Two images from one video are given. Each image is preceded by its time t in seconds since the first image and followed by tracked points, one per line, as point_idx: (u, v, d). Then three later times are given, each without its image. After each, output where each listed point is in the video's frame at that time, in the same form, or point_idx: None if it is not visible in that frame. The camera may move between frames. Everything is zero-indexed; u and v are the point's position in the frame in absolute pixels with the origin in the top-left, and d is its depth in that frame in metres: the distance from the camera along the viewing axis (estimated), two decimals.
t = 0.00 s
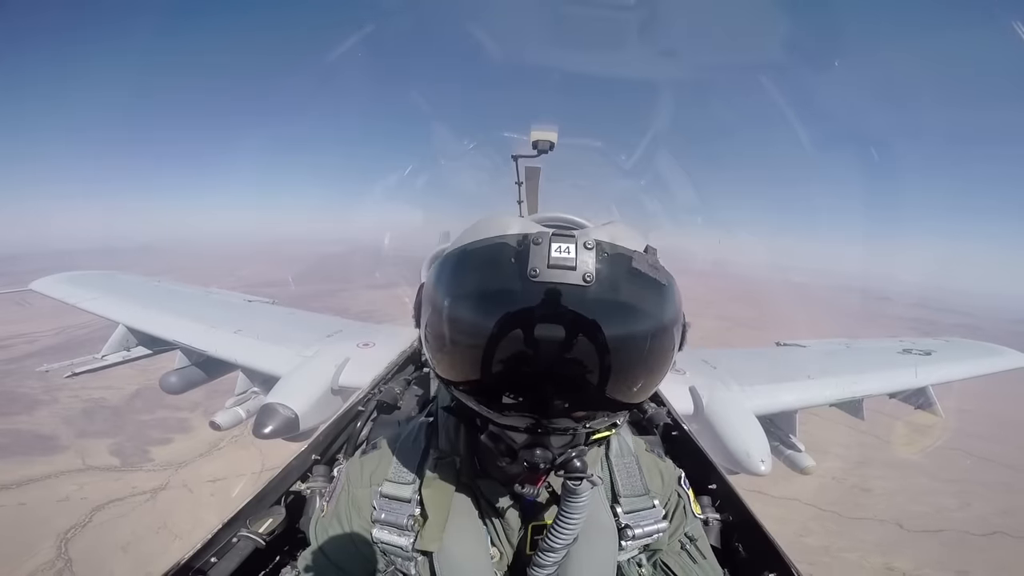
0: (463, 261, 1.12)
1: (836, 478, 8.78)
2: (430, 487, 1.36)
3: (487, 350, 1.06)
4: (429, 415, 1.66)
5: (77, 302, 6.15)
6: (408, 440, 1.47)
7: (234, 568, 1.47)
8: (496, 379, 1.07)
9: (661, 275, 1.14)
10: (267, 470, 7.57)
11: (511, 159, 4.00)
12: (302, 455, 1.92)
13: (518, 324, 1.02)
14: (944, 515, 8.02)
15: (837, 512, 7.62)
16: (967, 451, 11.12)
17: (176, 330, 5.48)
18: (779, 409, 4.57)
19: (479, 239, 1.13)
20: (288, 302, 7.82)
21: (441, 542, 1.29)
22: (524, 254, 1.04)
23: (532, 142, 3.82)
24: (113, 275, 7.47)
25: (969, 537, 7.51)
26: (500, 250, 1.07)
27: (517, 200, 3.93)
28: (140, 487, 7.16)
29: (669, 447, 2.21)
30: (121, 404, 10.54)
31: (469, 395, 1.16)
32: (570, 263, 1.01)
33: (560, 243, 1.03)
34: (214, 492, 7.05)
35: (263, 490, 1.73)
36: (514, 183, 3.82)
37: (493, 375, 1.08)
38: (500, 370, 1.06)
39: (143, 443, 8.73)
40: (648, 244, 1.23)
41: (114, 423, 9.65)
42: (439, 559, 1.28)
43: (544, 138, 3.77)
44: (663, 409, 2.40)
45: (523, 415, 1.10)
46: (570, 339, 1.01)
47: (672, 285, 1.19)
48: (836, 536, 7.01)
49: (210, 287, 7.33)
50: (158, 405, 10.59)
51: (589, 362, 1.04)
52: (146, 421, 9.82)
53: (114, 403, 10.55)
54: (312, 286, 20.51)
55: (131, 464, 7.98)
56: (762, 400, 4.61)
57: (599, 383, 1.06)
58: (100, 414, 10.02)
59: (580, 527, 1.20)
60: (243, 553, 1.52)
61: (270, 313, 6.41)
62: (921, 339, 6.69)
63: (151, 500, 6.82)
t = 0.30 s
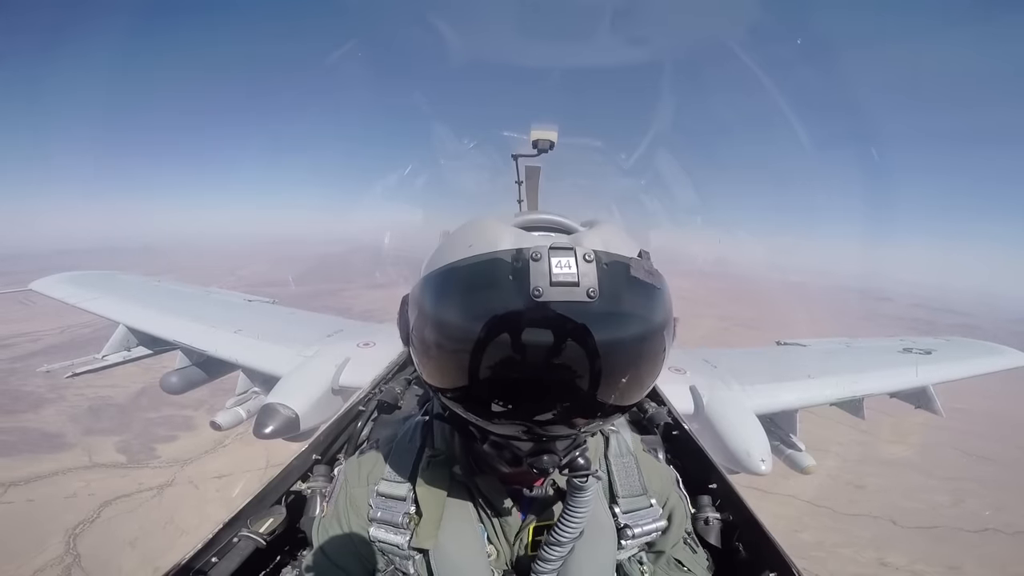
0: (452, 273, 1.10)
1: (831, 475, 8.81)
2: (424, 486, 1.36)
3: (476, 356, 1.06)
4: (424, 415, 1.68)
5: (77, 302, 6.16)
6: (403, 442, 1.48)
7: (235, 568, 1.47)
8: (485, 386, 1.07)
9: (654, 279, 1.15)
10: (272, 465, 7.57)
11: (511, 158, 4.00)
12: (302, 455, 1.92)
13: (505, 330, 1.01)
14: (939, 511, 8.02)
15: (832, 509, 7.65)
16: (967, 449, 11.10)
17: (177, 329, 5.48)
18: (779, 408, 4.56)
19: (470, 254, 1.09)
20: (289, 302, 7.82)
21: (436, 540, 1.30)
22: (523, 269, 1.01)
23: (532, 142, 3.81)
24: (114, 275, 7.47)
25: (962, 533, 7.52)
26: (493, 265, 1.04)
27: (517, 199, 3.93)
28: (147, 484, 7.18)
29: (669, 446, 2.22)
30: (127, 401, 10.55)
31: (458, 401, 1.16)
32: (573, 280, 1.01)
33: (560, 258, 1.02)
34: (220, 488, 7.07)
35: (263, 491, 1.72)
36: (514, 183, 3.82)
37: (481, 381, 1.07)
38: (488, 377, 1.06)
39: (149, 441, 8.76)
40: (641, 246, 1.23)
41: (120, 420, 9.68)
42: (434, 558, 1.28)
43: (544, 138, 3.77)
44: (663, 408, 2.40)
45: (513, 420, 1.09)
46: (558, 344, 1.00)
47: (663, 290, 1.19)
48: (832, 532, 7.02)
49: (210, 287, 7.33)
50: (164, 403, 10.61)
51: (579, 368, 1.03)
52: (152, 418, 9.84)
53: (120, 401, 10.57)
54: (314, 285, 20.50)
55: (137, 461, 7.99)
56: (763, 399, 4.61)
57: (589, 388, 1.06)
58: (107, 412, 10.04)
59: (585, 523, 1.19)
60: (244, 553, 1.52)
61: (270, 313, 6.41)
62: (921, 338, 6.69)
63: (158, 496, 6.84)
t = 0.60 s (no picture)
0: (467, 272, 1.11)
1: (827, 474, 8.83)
2: (426, 488, 1.36)
3: (486, 355, 1.06)
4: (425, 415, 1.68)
5: (78, 302, 6.16)
6: (404, 442, 1.49)
7: (234, 568, 1.47)
8: (495, 384, 1.07)
9: (668, 278, 1.18)
10: (276, 462, 7.58)
11: (511, 159, 4.01)
12: (302, 455, 1.91)
13: (516, 329, 1.01)
14: (930, 510, 8.01)
15: (827, 506, 7.66)
16: (966, 449, 11.09)
17: (177, 329, 5.48)
18: (779, 409, 4.56)
19: (489, 254, 1.08)
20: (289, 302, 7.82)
21: (440, 541, 1.30)
22: (551, 268, 1.02)
23: (532, 142, 3.82)
24: (114, 275, 7.47)
25: (954, 530, 7.50)
26: (516, 266, 1.03)
27: (517, 200, 3.94)
28: (153, 480, 7.19)
29: (669, 447, 2.22)
30: (131, 399, 10.55)
31: (467, 398, 1.16)
32: (599, 277, 1.03)
33: (584, 257, 1.04)
34: (225, 483, 7.07)
35: (262, 490, 1.72)
36: (514, 183, 3.83)
37: (490, 379, 1.07)
38: (499, 375, 1.06)
39: (154, 438, 8.77)
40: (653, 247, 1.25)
41: (125, 417, 9.68)
42: (438, 558, 1.28)
43: (544, 139, 3.78)
44: (663, 409, 2.40)
45: (521, 418, 1.09)
46: (567, 343, 1.00)
47: (675, 289, 1.21)
48: (826, 529, 7.03)
49: (210, 287, 7.33)
50: (168, 401, 10.61)
51: (588, 366, 1.03)
52: (156, 416, 9.85)
53: (124, 399, 10.57)
54: (316, 285, 20.49)
55: (142, 457, 8.00)
56: (762, 400, 4.61)
57: (598, 387, 1.06)
58: (111, 409, 10.05)
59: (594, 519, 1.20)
60: (243, 553, 1.52)
61: (270, 313, 6.41)
62: (921, 339, 6.69)
63: (163, 492, 6.85)
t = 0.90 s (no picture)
0: (511, 275, 1.11)
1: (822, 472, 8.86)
2: (426, 487, 1.35)
3: (519, 351, 1.07)
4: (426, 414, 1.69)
5: (77, 302, 6.15)
6: (405, 441, 1.49)
7: (235, 569, 1.47)
8: (526, 379, 1.08)
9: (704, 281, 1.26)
10: (279, 459, 7.59)
11: (511, 158, 4.00)
12: (302, 455, 1.91)
13: (550, 327, 1.03)
14: (924, 508, 8.01)
15: (822, 503, 7.67)
16: (964, 448, 11.08)
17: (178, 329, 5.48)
18: (779, 408, 4.57)
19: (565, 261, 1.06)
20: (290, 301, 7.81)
21: (440, 540, 1.29)
22: (651, 268, 1.06)
23: (532, 142, 3.81)
24: (114, 275, 7.46)
25: (947, 527, 7.50)
26: (602, 272, 1.02)
27: (518, 199, 3.94)
28: (158, 475, 7.19)
29: (669, 446, 2.23)
30: (134, 396, 10.55)
31: (494, 393, 1.16)
32: (683, 277, 1.10)
33: (669, 259, 1.11)
34: (229, 479, 7.07)
35: (263, 490, 1.72)
36: (514, 183, 3.82)
37: (523, 374, 1.08)
38: (530, 371, 1.07)
39: (158, 435, 8.77)
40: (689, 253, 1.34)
41: (129, 414, 9.68)
42: (439, 557, 1.28)
43: (544, 138, 3.77)
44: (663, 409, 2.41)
45: (545, 413, 1.10)
46: (600, 341, 1.02)
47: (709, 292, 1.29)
48: (821, 525, 7.04)
49: (210, 286, 7.31)
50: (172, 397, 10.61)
51: (618, 364, 1.03)
52: (160, 413, 9.85)
53: (128, 396, 10.57)
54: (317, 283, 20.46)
55: (147, 453, 8.00)
56: (763, 400, 4.61)
57: (626, 385, 1.06)
58: (116, 406, 10.04)
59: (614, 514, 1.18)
60: (243, 553, 1.52)
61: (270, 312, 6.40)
62: (921, 339, 6.69)
63: (168, 488, 6.86)
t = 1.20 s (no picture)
0: (524, 276, 1.12)
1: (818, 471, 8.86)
2: (425, 485, 1.35)
3: (529, 350, 1.07)
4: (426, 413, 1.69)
5: (77, 302, 6.15)
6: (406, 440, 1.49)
7: (234, 568, 1.47)
8: (533, 378, 1.08)
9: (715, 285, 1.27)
10: (281, 455, 7.59)
11: (511, 159, 4.00)
12: (301, 455, 1.91)
13: (560, 326, 1.03)
14: (915, 506, 7.99)
15: (817, 501, 7.67)
16: (963, 448, 11.07)
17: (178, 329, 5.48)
18: (778, 409, 4.57)
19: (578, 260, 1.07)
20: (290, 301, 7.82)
21: (440, 539, 1.29)
22: (666, 269, 1.08)
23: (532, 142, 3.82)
24: (114, 275, 7.47)
25: (937, 525, 7.49)
26: (613, 272, 1.03)
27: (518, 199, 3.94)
28: (161, 471, 7.19)
29: (669, 447, 2.23)
30: (138, 393, 10.55)
31: (502, 391, 1.16)
32: (695, 278, 1.11)
33: (684, 262, 1.12)
34: (232, 475, 7.07)
35: (262, 490, 1.72)
36: (514, 183, 3.83)
37: (533, 372, 1.08)
38: (540, 370, 1.07)
39: (161, 431, 8.77)
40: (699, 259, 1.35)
41: (132, 411, 9.68)
42: (437, 556, 1.28)
43: (544, 139, 3.78)
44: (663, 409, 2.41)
45: (551, 410, 1.10)
46: (609, 340, 1.02)
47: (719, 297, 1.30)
48: (812, 523, 7.04)
49: (210, 287, 7.30)
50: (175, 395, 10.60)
51: (625, 362, 1.03)
52: (164, 410, 9.85)
53: (132, 393, 10.57)
54: (319, 282, 20.46)
55: (151, 450, 8.00)
56: (762, 400, 4.61)
57: (633, 384, 1.05)
58: (120, 403, 10.04)
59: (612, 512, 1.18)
60: (243, 553, 1.52)
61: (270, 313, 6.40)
62: (920, 339, 6.69)
63: (172, 483, 6.85)
